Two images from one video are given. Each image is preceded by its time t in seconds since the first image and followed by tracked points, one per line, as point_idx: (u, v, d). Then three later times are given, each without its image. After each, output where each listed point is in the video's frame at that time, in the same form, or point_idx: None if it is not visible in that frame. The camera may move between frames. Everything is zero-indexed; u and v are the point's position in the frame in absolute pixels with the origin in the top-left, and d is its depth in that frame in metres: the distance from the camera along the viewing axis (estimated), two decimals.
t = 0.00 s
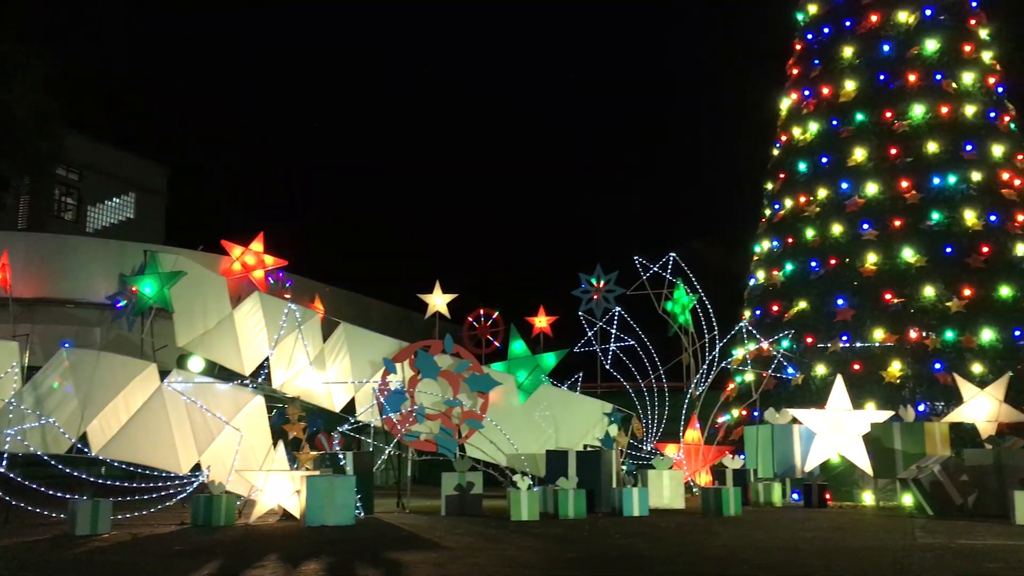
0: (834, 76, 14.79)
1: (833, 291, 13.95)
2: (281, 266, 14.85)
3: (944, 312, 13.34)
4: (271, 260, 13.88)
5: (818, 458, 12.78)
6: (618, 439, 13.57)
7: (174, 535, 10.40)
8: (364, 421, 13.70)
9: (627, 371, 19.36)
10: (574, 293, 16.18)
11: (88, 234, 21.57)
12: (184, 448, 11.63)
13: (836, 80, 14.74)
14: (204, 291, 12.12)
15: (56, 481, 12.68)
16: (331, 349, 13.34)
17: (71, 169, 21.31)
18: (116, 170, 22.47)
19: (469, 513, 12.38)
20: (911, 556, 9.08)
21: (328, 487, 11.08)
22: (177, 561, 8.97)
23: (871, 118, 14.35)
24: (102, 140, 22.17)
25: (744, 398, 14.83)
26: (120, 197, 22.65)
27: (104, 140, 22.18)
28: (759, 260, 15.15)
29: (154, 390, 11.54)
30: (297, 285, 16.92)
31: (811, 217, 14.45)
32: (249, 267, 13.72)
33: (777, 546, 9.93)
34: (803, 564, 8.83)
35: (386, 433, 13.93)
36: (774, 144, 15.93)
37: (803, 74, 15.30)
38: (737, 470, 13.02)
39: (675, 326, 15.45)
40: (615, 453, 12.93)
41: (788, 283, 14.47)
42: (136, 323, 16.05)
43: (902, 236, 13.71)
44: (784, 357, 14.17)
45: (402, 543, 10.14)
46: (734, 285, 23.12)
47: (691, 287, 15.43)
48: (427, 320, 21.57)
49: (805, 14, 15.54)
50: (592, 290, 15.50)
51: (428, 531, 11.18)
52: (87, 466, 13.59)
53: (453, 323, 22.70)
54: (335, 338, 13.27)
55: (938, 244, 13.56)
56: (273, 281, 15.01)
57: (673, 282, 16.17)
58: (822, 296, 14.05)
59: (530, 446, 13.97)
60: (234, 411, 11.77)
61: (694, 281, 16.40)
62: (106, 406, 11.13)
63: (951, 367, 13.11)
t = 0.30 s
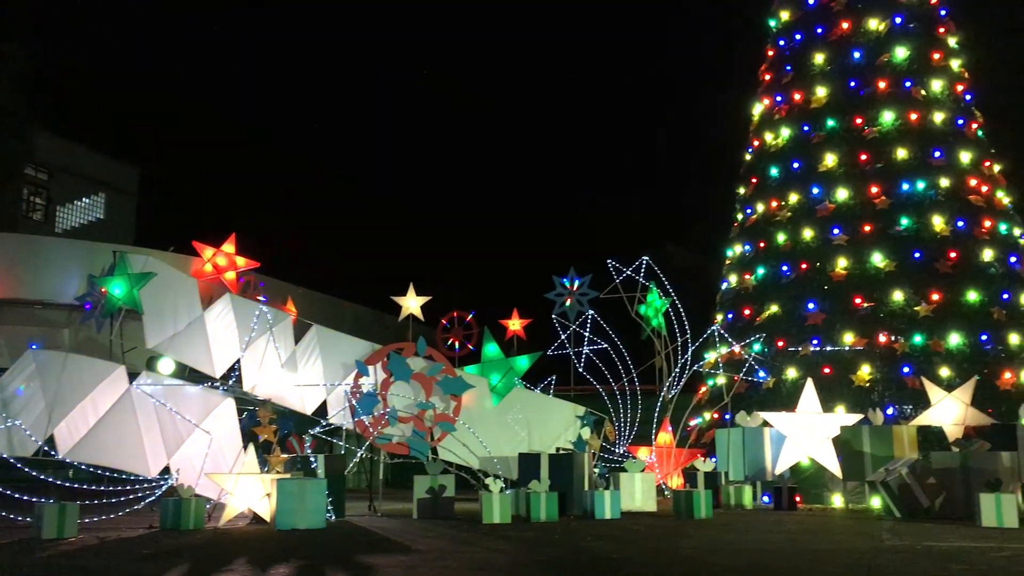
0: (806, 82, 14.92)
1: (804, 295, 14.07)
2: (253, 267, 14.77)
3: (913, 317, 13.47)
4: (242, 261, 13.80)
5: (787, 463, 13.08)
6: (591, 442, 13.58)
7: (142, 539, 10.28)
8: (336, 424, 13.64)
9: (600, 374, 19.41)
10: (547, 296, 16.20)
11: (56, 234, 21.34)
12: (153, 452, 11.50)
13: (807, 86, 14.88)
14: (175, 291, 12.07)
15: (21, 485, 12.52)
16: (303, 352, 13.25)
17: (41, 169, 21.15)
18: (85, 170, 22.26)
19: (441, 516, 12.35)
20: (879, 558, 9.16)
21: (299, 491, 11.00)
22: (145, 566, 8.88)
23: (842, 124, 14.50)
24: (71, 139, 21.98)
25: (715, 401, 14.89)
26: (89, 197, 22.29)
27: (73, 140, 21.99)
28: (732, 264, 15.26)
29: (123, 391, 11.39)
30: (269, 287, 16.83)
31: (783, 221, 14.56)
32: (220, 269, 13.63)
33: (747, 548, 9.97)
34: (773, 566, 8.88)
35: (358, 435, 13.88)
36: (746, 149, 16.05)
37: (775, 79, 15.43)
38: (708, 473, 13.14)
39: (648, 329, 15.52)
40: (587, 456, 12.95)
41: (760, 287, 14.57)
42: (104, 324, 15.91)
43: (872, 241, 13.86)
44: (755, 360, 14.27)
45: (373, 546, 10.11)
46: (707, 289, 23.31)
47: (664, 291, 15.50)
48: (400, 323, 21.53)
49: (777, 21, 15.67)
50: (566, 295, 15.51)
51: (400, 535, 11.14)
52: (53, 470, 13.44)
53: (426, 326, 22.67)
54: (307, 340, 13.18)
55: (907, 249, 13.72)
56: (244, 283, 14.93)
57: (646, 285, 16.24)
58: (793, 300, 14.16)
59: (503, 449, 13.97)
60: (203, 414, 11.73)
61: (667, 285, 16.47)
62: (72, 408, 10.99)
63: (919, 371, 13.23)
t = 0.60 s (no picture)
0: (775, 85, 15.05)
1: (773, 297, 14.16)
2: (222, 268, 14.65)
3: (880, 318, 13.61)
4: (211, 262, 13.68)
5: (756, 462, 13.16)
6: (562, 443, 13.58)
7: (107, 542, 10.16)
8: (306, 426, 13.56)
9: (572, 375, 19.45)
10: (519, 298, 16.22)
11: (21, 234, 21.05)
12: (119, 454, 11.35)
13: (777, 90, 15.00)
14: (142, 293, 11.83)
15: None
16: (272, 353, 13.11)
17: (5, 168, 20.73)
18: (52, 169, 21.98)
19: (411, 518, 12.30)
20: (845, 558, 9.23)
21: (267, 493, 10.92)
22: (110, 569, 8.78)
23: (811, 127, 14.63)
24: (38, 137, 21.68)
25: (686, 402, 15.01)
26: (55, 197, 22.12)
27: (39, 138, 21.69)
28: (702, 265, 15.35)
29: (89, 393, 11.20)
30: (239, 287, 16.71)
31: (753, 223, 14.66)
32: (189, 270, 13.52)
33: (715, 548, 10.02)
34: (740, 566, 8.94)
35: (328, 437, 13.81)
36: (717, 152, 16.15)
37: (745, 83, 15.54)
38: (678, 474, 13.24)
39: (619, 330, 15.55)
40: (558, 457, 12.96)
41: (730, 288, 14.66)
42: (71, 325, 15.72)
43: (841, 243, 13.98)
44: (725, 361, 14.34)
45: (341, 548, 10.05)
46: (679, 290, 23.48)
47: (635, 292, 15.54)
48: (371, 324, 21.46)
49: (747, 24, 15.79)
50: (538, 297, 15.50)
51: (370, 537, 11.09)
52: (17, 473, 13.24)
53: (398, 327, 22.60)
54: (276, 342, 12.97)
55: (875, 251, 13.86)
56: (213, 283, 14.81)
57: (618, 286, 16.28)
58: (762, 301, 14.26)
59: (474, 450, 13.96)
60: (171, 416, 11.52)
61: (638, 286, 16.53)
62: (37, 409, 10.82)
63: (887, 372, 13.37)
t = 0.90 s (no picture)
0: (747, 85, 15.14)
1: (745, 296, 14.25)
2: (193, 266, 14.53)
3: (850, 317, 13.75)
4: (182, 260, 13.56)
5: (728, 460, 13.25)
6: (535, 442, 13.57)
7: (74, 543, 10.04)
8: (278, 425, 13.50)
9: (545, 374, 19.47)
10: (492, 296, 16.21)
11: None
12: (88, 454, 11.22)
13: (749, 90, 15.10)
14: (112, 291, 11.70)
15: None
16: (243, 351, 12.98)
17: None
18: (20, 165, 21.69)
19: (384, 517, 12.27)
20: (815, 554, 9.29)
21: (239, 493, 10.85)
22: (77, 570, 8.67)
23: (783, 127, 14.74)
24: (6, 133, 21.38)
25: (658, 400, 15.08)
26: (23, 194, 21.85)
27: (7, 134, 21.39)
28: (675, 264, 15.42)
29: (56, 392, 10.99)
30: (210, 286, 16.58)
31: (725, 222, 14.75)
32: (159, 268, 13.40)
33: (686, 545, 10.06)
34: (711, 563, 8.98)
35: (300, 436, 13.75)
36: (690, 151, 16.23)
37: (718, 82, 15.62)
38: (649, 471, 13.24)
39: (593, 329, 15.59)
40: (531, 456, 12.96)
41: (702, 287, 14.74)
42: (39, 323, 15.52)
43: (812, 242, 14.11)
44: (697, 360, 14.41)
45: (313, 548, 10.00)
46: (652, 290, 23.58)
47: (609, 290, 15.58)
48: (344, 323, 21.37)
49: (720, 24, 15.88)
50: (511, 295, 15.51)
51: (342, 536, 11.04)
52: None
53: (371, 326, 22.54)
54: (247, 341, 12.92)
55: (845, 250, 13.99)
56: (184, 281, 14.69)
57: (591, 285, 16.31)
58: (734, 300, 14.34)
59: (447, 448, 13.98)
60: (139, 415, 11.54)
61: (611, 285, 16.56)
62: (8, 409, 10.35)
63: (856, 370, 13.49)
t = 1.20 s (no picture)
0: (715, 82, 15.24)
1: (713, 292, 14.34)
2: (158, 261, 14.40)
3: (816, 313, 13.90)
4: (147, 256, 13.45)
5: (696, 454, 13.49)
6: (503, 437, 13.56)
7: (36, 541, 9.91)
8: (244, 421, 13.38)
9: (515, 369, 19.50)
10: (462, 292, 16.21)
11: None
12: (50, 451, 11.03)
13: (717, 87, 15.20)
14: (76, 287, 11.60)
15: None
16: (209, 348, 12.91)
17: None
18: None
19: (352, 514, 12.22)
20: (779, 546, 9.38)
21: (205, 490, 10.77)
22: (38, 568, 8.56)
23: (750, 124, 14.86)
24: None
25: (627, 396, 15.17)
26: None
27: None
28: (644, 260, 15.49)
29: (17, 389, 10.84)
30: (176, 282, 16.42)
31: (693, 219, 14.85)
32: (124, 263, 13.27)
33: (653, 539, 10.11)
34: (677, 556, 9.04)
35: (268, 433, 13.66)
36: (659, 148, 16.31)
37: (686, 79, 15.71)
38: (618, 466, 13.29)
39: (562, 325, 15.62)
40: (500, 451, 12.95)
41: (671, 282, 14.82)
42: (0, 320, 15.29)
43: (778, 239, 14.24)
44: (665, 355, 14.48)
45: (279, 544, 9.94)
46: (620, 285, 23.69)
47: (578, 286, 15.62)
48: (313, 319, 21.26)
49: (689, 22, 15.98)
50: (480, 290, 15.52)
51: (309, 533, 10.99)
52: None
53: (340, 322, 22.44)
54: (214, 336, 12.81)
55: (810, 246, 14.13)
56: (149, 278, 14.55)
57: (560, 281, 16.34)
58: (702, 296, 14.43)
59: (415, 444, 13.94)
60: (104, 411, 11.41)
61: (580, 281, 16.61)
62: None
63: (821, 365, 13.63)
